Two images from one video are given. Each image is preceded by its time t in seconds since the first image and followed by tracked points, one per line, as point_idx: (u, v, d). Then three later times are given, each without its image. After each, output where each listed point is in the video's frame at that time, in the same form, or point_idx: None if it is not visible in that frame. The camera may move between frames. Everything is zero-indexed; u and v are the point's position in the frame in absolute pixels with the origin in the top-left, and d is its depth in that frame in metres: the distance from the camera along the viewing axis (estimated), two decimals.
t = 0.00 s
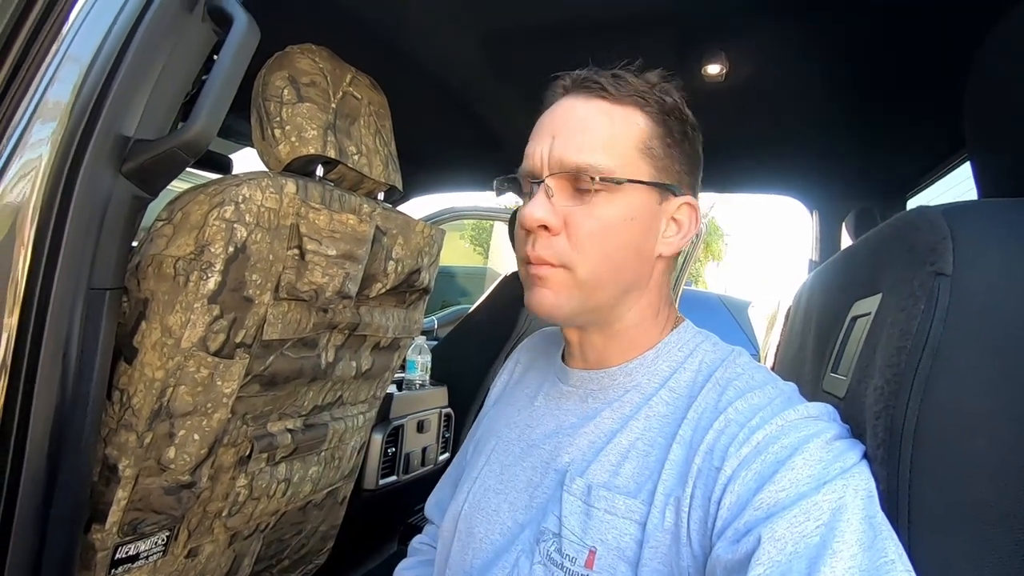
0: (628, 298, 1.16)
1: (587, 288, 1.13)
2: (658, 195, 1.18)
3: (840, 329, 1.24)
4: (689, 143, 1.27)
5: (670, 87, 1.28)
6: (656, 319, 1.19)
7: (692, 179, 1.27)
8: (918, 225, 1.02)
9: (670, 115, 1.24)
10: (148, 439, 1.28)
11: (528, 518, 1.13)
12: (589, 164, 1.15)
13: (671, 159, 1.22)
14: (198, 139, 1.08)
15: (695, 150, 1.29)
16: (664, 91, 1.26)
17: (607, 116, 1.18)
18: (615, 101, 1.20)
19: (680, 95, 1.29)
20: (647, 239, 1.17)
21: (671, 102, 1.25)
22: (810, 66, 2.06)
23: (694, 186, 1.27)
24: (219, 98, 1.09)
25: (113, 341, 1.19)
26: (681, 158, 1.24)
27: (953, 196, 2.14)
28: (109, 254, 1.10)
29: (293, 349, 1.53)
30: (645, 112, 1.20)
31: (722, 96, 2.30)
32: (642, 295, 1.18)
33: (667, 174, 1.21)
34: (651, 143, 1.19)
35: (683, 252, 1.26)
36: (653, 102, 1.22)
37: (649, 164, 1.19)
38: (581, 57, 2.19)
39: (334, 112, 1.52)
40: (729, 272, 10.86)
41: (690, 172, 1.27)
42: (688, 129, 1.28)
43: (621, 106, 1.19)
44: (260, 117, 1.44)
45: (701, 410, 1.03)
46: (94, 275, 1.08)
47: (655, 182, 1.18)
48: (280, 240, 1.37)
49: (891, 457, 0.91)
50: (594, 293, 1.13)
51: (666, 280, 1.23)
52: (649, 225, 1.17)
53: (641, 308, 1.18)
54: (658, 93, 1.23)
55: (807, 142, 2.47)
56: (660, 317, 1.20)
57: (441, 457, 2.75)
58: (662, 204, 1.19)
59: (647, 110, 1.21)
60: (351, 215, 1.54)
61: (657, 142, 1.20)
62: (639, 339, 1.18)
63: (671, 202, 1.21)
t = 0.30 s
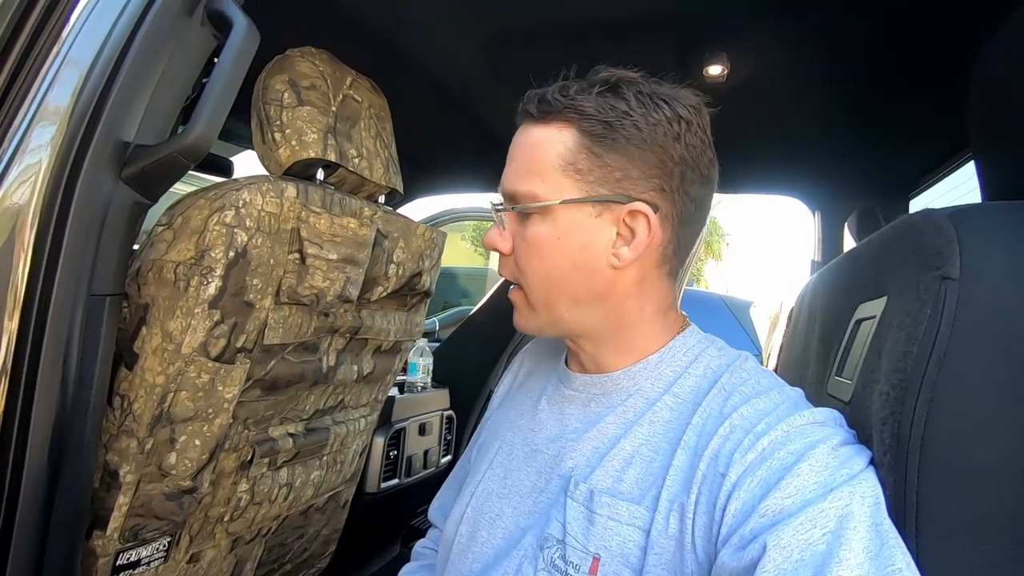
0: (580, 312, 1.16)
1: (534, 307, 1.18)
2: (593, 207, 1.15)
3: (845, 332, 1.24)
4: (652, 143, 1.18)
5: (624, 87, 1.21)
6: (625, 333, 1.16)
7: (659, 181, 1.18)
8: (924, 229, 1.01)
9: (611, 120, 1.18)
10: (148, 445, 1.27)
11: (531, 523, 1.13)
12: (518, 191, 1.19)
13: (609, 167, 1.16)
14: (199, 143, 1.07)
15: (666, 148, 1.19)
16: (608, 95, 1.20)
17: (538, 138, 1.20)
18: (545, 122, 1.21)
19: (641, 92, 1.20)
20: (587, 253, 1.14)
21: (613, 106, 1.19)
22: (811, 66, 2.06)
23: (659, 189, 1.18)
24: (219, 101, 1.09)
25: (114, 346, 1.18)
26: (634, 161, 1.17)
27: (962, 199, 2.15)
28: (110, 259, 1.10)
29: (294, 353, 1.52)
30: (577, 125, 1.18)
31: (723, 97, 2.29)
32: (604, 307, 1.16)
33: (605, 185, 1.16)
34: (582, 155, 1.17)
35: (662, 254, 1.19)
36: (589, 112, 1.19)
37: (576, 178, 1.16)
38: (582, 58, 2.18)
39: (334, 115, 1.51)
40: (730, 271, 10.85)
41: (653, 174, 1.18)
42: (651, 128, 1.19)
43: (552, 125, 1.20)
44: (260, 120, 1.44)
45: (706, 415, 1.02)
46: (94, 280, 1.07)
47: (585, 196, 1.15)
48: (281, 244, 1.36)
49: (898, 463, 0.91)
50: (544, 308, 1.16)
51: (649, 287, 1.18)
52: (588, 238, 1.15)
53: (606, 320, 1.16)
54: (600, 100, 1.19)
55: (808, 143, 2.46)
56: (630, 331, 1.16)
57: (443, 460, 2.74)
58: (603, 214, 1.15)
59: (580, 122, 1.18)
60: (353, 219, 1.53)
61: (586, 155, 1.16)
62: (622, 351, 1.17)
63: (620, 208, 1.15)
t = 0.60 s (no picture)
0: (565, 310, 1.18)
1: (525, 304, 1.20)
2: (569, 208, 1.16)
3: (845, 327, 1.24)
4: (627, 142, 1.16)
5: (599, 88, 1.20)
6: (613, 329, 1.17)
7: (637, 179, 1.16)
8: (923, 224, 1.01)
9: (583, 122, 1.18)
10: (150, 441, 1.28)
11: (533, 518, 1.13)
12: (503, 195, 1.22)
13: (581, 168, 1.16)
14: (199, 140, 1.08)
15: (641, 146, 1.17)
16: (583, 96, 1.20)
17: (518, 143, 1.23)
18: (524, 128, 1.23)
19: (616, 91, 1.19)
20: (567, 253, 1.15)
21: (587, 107, 1.19)
22: (812, 64, 2.06)
23: (637, 187, 1.16)
24: (219, 99, 1.09)
25: (116, 343, 1.18)
26: (607, 161, 1.16)
27: (955, 194, 2.16)
28: (111, 256, 1.10)
29: (296, 350, 1.52)
30: (550, 129, 1.20)
31: (724, 96, 2.29)
32: (588, 305, 1.17)
33: (578, 186, 1.16)
34: (557, 158, 1.18)
35: (646, 250, 1.16)
36: (562, 116, 1.20)
37: (552, 180, 1.17)
38: (582, 57, 2.18)
39: (335, 112, 1.52)
40: (730, 270, 10.86)
41: (629, 172, 1.16)
42: (625, 126, 1.17)
43: (531, 131, 1.22)
44: (260, 118, 1.44)
45: (705, 409, 1.02)
46: (96, 277, 1.07)
47: (561, 197, 1.16)
48: (282, 241, 1.37)
49: (898, 457, 0.91)
50: (532, 306, 1.19)
51: (636, 283, 1.17)
52: (567, 238, 1.15)
53: (593, 318, 1.17)
54: (573, 103, 1.20)
55: (809, 141, 2.46)
56: (618, 327, 1.16)
57: (444, 458, 2.75)
58: (580, 215, 1.16)
59: (555, 126, 1.20)
60: (353, 216, 1.54)
61: (560, 158, 1.18)
62: (613, 348, 1.17)
63: (595, 208, 1.15)
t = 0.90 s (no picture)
0: (573, 321, 1.15)
1: (531, 315, 1.18)
2: (580, 222, 1.12)
3: (845, 332, 1.23)
4: (643, 155, 1.12)
5: (614, 94, 1.15)
6: (621, 341, 1.15)
7: (652, 194, 1.13)
8: (925, 229, 1.01)
9: (598, 132, 1.13)
10: (146, 446, 1.26)
11: (532, 523, 1.13)
12: (509, 204, 1.18)
13: (595, 182, 1.12)
14: (194, 143, 1.07)
15: (658, 160, 1.12)
16: (597, 103, 1.15)
17: (527, 151, 1.18)
18: (533, 133, 1.18)
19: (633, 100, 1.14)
20: (577, 267, 1.12)
21: (602, 116, 1.13)
22: (812, 63, 2.05)
23: (652, 202, 1.13)
24: (215, 101, 1.08)
25: (110, 347, 1.17)
26: (622, 175, 1.12)
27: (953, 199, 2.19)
28: (106, 259, 1.09)
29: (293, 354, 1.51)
30: (562, 139, 1.15)
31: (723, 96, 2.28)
32: (597, 319, 1.15)
33: (592, 200, 1.12)
34: (568, 170, 1.13)
35: (658, 264, 1.14)
36: (575, 124, 1.14)
37: (562, 193, 1.13)
38: (582, 56, 2.17)
39: (332, 114, 1.50)
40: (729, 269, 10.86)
41: (644, 187, 1.12)
42: (641, 138, 1.12)
43: (541, 138, 1.17)
44: (256, 119, 1.43)
45: (707, 416, 1.02)
46: (90, 280, 1.06)
47: (573, 210, 1.13)
48: (278, 244, 1.36)
49: (900, 466, 0.90)
50: (539, 318, 1.16)
51: (645, 296, 1.15)
52: (578, 251, 1.12)
53: (599, 330, 1.16)
54: (587, 110, 1.14)
55: (808, 141, 2.46)
56: (627, 339, 1.15)
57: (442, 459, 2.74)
58: (591, 229, 1.13)
59: (567, 135, 1.15)
60: (350, 219, 1.52)
61: (572, 170, 1.13)
62: (618, 360, 1.16)
63: (608, 223, 1.12)
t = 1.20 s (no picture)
0: (584, 339, 1.17)
1: (541, 333, 1.19)
2: (591, 245, 1.14)
3: (833, 332, 1.26)
4: (649, 176, 1.14)
5: (615, 114, 1.15)
6: (631, 353, 1.17)
7: (660, 214, 1.15)
8: (903, 233, 1.05)
9: (603, 156, 1.13)
10: (151, 449, 1.30)
11: (530, 518, 1.16)
12: (515, 230, 1.17)
13: (603, 208, 1.13)
14: (196, 154, 1.10)
15: (664, 178, 1.15)
16: (599, 124, 1.14)
17: (529, 176, 1.16)
18: (533, 157, 1.16)
19: (635, 118, 1.14)
20: (590, 289, 1.14)
21: (605, 140, 1.13)
22: (806, 66, 2.08)
23: (660, 221, 1.15)
24: (215, 113, 1.11)
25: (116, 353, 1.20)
26: (630, 199, 1.14)
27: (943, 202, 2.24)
28: (111, 267, 1.12)
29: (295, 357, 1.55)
30: (566, 164, 1.14)
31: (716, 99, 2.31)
32: (609, 336, 1.16)
33: (601, 225, 1.14)
34: (576, 196, 1.13)
35: (665, 279, 1.17)
36: (579, 149, 1.13)
37: (571, 219, 1.14)
38: (578, 61, 2.20)
39: (330, 122, 1.54)
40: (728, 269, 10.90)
41: (653, 208, 1.15)
42: (646, 160, 1.14)
43: (543, 164, 1.16)
44: (256, 128, 1.46)
45: (698, 414, 1.05)
46: (96, 288, 1.09)
47: (582, 235, 1.14)
48: (279, 250, 1.39)
49: (878, 460, 0.96)
50: (551, 338, 1.18)
51: (654, 310, 1.17)
52: (591, 274, 1.14)
53: (610, 344, 1.17)
54: (590, 134, 1.14)
55: (802, 143, 2.49)
56: (636, 351, 1.17)
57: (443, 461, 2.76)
58: (602, 251, 1.14)
59: (572, 160, 1.14)
60: (349, 224, 1.55)
61: (579, 197, 1.13)
62: (625, 370, 1.17)
63: (620, 246, 1.13)
